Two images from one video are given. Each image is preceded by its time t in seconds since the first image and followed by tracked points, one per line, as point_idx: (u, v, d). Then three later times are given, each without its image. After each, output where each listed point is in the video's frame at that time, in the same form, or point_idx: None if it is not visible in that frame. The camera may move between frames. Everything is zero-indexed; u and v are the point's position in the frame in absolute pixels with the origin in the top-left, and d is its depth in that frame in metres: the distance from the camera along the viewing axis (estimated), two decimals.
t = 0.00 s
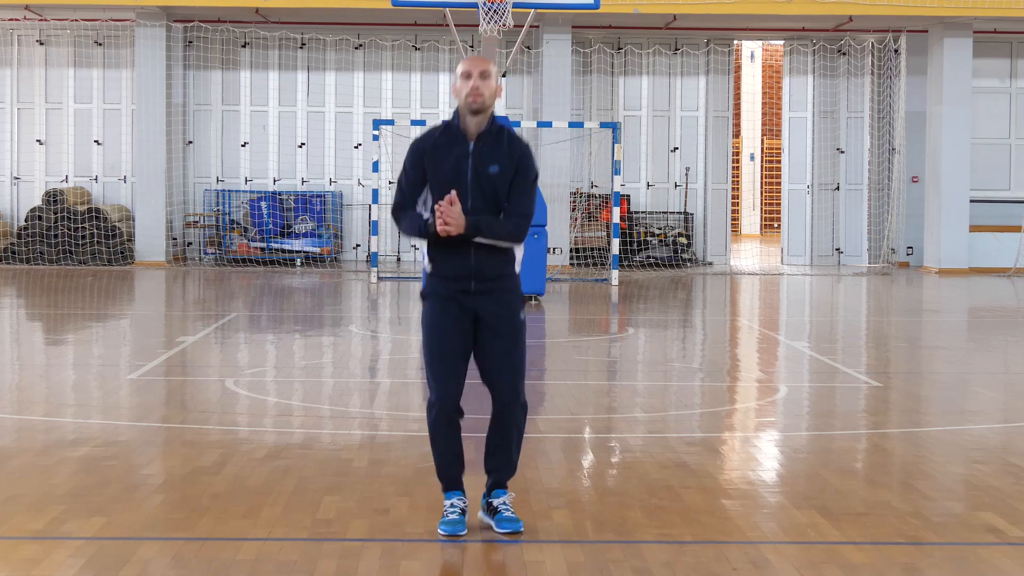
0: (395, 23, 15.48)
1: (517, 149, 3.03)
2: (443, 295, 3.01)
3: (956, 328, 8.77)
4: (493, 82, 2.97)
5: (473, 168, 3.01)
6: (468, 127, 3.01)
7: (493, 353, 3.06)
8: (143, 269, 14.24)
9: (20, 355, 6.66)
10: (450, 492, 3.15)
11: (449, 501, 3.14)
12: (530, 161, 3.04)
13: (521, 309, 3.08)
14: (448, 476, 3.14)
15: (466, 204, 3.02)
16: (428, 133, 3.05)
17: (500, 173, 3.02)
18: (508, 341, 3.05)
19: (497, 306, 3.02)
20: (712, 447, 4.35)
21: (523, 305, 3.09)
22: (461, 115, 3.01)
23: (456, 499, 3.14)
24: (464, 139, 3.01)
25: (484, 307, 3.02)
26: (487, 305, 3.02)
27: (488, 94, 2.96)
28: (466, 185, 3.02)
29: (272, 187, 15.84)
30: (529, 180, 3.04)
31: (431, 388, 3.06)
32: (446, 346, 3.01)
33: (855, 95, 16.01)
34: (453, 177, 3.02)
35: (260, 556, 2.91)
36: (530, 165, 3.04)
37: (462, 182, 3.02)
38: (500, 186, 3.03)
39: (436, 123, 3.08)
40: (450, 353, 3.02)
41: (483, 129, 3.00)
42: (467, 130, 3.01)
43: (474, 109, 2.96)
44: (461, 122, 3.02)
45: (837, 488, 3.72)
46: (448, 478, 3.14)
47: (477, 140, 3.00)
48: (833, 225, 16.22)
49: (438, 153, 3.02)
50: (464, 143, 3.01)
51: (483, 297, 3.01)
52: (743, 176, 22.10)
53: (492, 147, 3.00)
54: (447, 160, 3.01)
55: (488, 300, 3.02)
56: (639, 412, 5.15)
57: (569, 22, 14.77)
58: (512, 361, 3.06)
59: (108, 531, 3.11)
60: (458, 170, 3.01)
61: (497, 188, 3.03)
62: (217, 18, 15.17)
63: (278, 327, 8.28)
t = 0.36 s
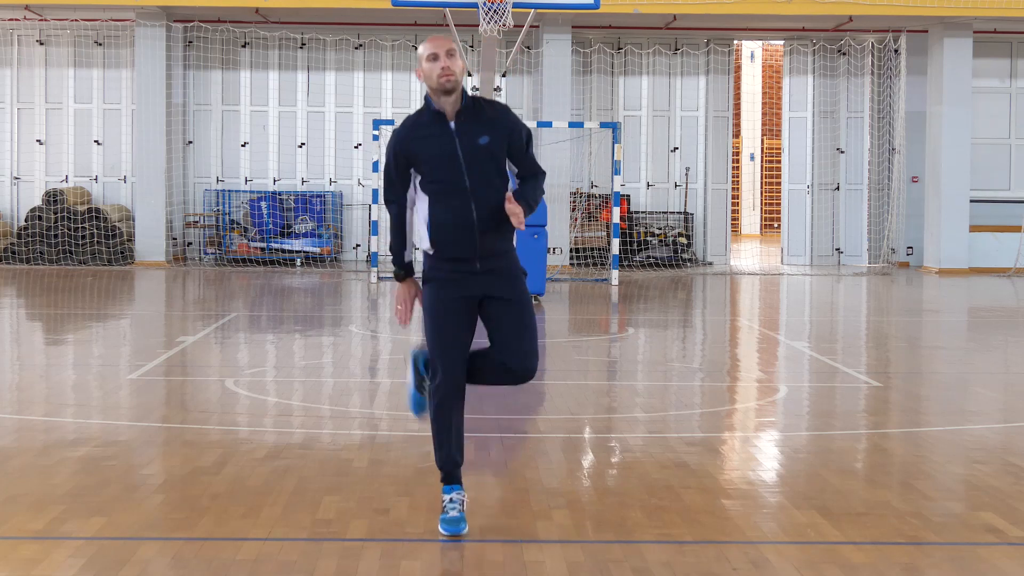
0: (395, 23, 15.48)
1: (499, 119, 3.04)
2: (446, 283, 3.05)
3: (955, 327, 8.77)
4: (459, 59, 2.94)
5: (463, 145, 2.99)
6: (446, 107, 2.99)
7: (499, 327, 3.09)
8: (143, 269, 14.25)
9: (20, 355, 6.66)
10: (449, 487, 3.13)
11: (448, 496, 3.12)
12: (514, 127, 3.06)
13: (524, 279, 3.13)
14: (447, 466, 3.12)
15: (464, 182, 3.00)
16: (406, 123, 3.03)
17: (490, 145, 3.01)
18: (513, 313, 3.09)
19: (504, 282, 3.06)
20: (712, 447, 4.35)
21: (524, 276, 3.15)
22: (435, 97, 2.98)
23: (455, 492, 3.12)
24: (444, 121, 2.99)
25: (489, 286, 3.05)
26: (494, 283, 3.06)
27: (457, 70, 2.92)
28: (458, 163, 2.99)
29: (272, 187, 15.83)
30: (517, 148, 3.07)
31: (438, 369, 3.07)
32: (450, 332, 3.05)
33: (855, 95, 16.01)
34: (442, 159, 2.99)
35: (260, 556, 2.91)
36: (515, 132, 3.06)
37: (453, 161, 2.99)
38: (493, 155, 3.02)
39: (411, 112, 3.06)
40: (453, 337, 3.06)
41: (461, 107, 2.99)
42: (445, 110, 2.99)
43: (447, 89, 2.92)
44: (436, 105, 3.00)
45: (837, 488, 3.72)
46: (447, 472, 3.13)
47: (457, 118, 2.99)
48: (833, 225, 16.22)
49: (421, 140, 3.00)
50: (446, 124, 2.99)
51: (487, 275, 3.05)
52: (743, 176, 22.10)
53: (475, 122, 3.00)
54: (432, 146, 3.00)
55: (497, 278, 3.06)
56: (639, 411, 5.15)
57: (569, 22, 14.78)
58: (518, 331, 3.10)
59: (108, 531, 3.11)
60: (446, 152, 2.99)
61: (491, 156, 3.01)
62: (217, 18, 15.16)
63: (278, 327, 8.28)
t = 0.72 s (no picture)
0: (395, 23, 15.48)
1: (508, 126, 3.07)
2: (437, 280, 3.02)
3: (955, 327, 8.76)
4: (476, 61, 2.98)
5: (469, 146, 3.00)
6: (456, 107, 3.02)
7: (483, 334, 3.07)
8: (143, 269, 14.25)
9: (20, 355, 6.66)
10: (439, 488, 3.14)
11: (438, 498, 3.12)
12: (521, 137, 3.09)
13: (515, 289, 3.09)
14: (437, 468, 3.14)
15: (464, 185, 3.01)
16: (413, 119, 3.04)
17: (495, 149, 3.03)
18: (500, 323, 3.06)
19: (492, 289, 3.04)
20: (712, 447, 4.35)
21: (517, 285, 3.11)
22: (446, 95, 3.01)
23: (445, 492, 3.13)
24: (453, 119, 3.01)
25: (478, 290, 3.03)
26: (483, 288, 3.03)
27: (472, 72, 2.97)
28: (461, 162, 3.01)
29: (272, 187, 15.83)
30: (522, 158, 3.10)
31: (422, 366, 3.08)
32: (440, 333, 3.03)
33: (855, 95, 16.01)
34: (447, 155, 3.00)
35: (261, 556, 2.91)
36: (522, 141, 3.09)
37: (458, 159, 3.01)
38: (496, 161, 3.04)
39: (419, 107, 3.08)
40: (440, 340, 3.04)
41: (472, 107, 3.02)
42: (455, 109, 3.02)
43: (460, 87, 2.96)
44: (445, 103, 3.02)
45: (837, 488, 3.72)
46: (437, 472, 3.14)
47: (467, 117, 3.02)
48: (833, 225, 16.22)
49: (428, 135, 3.01)
50: (455, 122, 3.01)
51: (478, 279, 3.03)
52: (743, 176, 22.10)
53: (483, 124, 3.02)
54: (439, 141, 3.01)
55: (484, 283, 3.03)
56: (639, 411, 5.15)
57: (569, 22, 14.78)
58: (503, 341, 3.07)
59: (108, 531, 3.11)
60: (452, 149, 3.00)
61: (495, 161, 3.04)
62: (217, 18, 15.16)
63: (278, 327, 8.28)
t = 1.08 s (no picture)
0: (395, 23, 15.48)
1: (526, 165, 3.05)
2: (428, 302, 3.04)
3: (955, 327, 8.76)
4: (507, 94, 2.95)
5: (480, 178, 3.01)
6: (479, 136, 3.01)
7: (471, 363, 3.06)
8: (143, 269, 14.25)
9: (20, 355, 6.66)
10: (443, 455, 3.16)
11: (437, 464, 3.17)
12: (537, 177, 3.08)
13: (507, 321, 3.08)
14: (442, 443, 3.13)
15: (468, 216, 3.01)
16: (435, 140, 3.06)
17: (507, 187, 3.03)
18: (491, 356, 3.05)
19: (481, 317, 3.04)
20: (712, 447, 4.35)
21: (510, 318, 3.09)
22: (472, 124, 3.01)
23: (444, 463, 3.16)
24: (471, 147, 3.02)
25: (469, 317, 3.03)
26: (473, 318, 3.03)
27: (501, 104, 2.94)
28: (468, 191, 3.01)
29: (272, 187, 15.83)
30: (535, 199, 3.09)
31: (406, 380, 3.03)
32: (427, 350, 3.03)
33: (855, 95, 16.01)
34: (456, 182, 3.01)
35: (260, 556, 2.91)
36: (538, 183, 3.08)
37: (466, 188, 3.01)
38: (507, 198, 3.03)
39: (442, 129, 3.10)
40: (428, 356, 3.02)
41: (493, 139, 3.01)
42: (476, 140, 3.02)
43: (485, 118, 2.94)
44: (470, 132, 3.03)
45: (837, 488, 3.72)
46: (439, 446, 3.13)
47: (487, 150, 3.02)
48: (833, 225, 16.22)
49: (442, 158, 3.03)
50: (472, 153, 3.02)
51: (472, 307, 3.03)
52: (743, 176, 22.11)
53: (499, 160, 3.02)
54: (453, 166, 3.02)
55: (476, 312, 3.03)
56: (639, 412, 5.15)
57: (569, 22, 14.78)
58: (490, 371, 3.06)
59: (108, 531, 3.11)
60: (463, 178, 3.01)
61: (503, 199, 3.02)
62: (217, 18, 15.17)
63: (278, 327, 8.28)
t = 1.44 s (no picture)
0: (395, 23, 15.48)
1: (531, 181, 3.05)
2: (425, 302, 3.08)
3: (955, 327, 8.76)
4: (520, 104, 2.95)
5: (483, 187, 3.02)
6: (489, 144, 3.02)
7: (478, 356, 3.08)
8: (143, 269, 14.25)
9: (20, 355, 6.66)
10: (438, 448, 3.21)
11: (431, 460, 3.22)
12: (540, 193, 3.08)
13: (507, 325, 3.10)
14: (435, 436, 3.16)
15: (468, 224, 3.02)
16: (445, 139, 3.07)
17: (509, 198, 3.03)
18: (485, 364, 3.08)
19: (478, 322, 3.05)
20: (712, 447, 4.35)
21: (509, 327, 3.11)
22: (484, 131, 3.02)
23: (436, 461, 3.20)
24: (480, 155, 3.02)
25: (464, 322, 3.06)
26: (468, 322, 3.06)
27: (513, 113, 2.94)
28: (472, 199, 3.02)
29: (272, 187, 15.83)
30: (536, 216, 3.08)
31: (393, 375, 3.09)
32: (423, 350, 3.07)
33: (855, 95, 16.01)
34: (460, 188, 3.02)
35: (261, 556, 2.91)
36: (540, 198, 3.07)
37: (469, 195, 3.02)
38: (507, 210, 3.03)
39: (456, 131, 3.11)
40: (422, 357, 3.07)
41: (503, 149, 3.02)
42: (487, 147, 3.02)
43: (497, 128, 2.94)
44: (481, 139, 3.03)
45: (837, 488, 3.72)
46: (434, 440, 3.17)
47: (495, 158, 3.02)
48: (833, 225, 16.22)
49: (449, 162, 3.04)
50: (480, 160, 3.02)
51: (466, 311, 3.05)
52: (743, 176, 22.11)
53: (506, 169, 3.02)
54: (459, 172, 3.02)
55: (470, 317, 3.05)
56: (639, 411, 5.15)
57: (569, 22, 14.78)
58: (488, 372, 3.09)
59: (108, 531, 3.11)
60: (467, 185, 3.02)
61: (503, 211, 3.03)
62: (217, 18, 15.17)
63: (278, 327, 8.28)
